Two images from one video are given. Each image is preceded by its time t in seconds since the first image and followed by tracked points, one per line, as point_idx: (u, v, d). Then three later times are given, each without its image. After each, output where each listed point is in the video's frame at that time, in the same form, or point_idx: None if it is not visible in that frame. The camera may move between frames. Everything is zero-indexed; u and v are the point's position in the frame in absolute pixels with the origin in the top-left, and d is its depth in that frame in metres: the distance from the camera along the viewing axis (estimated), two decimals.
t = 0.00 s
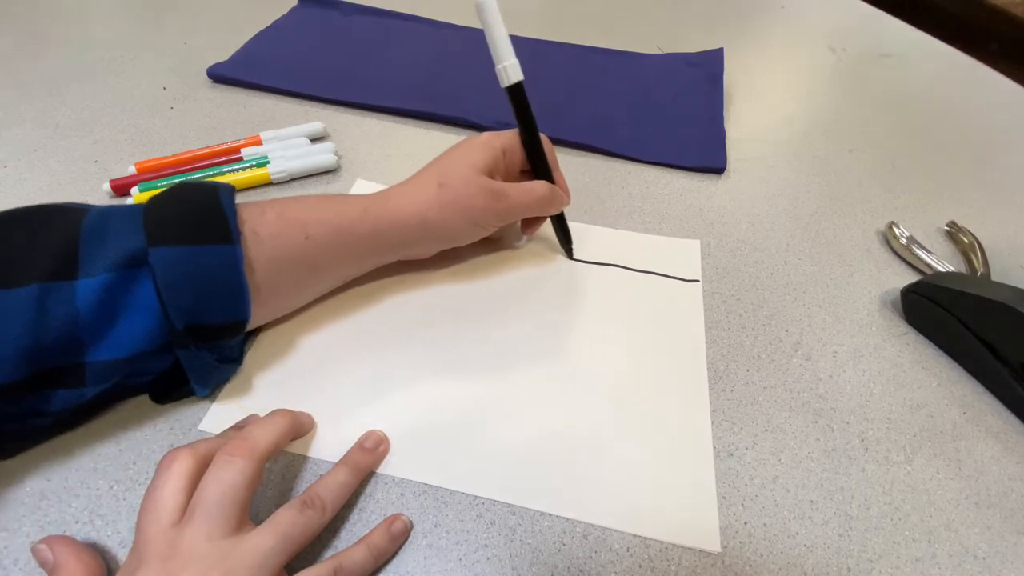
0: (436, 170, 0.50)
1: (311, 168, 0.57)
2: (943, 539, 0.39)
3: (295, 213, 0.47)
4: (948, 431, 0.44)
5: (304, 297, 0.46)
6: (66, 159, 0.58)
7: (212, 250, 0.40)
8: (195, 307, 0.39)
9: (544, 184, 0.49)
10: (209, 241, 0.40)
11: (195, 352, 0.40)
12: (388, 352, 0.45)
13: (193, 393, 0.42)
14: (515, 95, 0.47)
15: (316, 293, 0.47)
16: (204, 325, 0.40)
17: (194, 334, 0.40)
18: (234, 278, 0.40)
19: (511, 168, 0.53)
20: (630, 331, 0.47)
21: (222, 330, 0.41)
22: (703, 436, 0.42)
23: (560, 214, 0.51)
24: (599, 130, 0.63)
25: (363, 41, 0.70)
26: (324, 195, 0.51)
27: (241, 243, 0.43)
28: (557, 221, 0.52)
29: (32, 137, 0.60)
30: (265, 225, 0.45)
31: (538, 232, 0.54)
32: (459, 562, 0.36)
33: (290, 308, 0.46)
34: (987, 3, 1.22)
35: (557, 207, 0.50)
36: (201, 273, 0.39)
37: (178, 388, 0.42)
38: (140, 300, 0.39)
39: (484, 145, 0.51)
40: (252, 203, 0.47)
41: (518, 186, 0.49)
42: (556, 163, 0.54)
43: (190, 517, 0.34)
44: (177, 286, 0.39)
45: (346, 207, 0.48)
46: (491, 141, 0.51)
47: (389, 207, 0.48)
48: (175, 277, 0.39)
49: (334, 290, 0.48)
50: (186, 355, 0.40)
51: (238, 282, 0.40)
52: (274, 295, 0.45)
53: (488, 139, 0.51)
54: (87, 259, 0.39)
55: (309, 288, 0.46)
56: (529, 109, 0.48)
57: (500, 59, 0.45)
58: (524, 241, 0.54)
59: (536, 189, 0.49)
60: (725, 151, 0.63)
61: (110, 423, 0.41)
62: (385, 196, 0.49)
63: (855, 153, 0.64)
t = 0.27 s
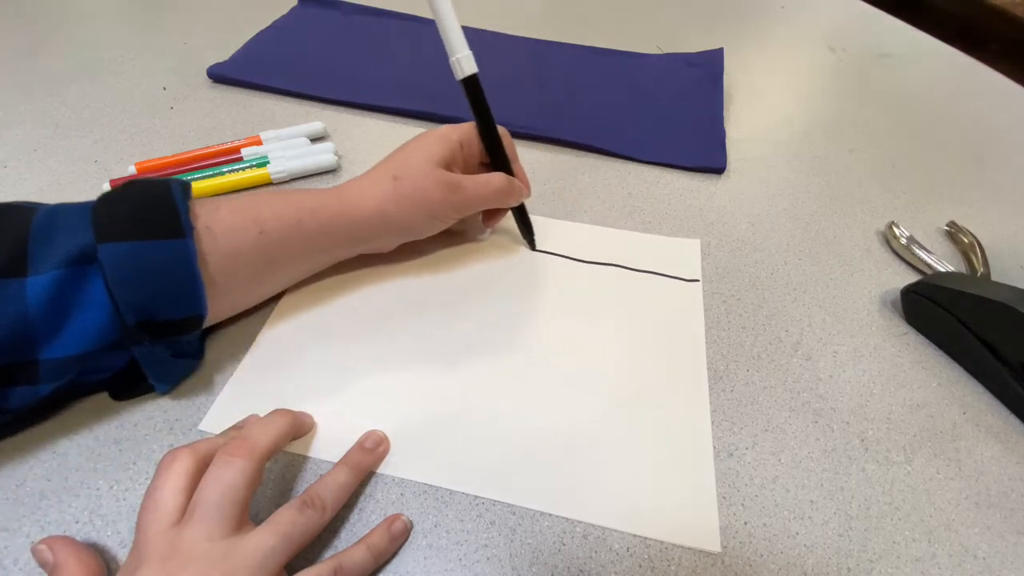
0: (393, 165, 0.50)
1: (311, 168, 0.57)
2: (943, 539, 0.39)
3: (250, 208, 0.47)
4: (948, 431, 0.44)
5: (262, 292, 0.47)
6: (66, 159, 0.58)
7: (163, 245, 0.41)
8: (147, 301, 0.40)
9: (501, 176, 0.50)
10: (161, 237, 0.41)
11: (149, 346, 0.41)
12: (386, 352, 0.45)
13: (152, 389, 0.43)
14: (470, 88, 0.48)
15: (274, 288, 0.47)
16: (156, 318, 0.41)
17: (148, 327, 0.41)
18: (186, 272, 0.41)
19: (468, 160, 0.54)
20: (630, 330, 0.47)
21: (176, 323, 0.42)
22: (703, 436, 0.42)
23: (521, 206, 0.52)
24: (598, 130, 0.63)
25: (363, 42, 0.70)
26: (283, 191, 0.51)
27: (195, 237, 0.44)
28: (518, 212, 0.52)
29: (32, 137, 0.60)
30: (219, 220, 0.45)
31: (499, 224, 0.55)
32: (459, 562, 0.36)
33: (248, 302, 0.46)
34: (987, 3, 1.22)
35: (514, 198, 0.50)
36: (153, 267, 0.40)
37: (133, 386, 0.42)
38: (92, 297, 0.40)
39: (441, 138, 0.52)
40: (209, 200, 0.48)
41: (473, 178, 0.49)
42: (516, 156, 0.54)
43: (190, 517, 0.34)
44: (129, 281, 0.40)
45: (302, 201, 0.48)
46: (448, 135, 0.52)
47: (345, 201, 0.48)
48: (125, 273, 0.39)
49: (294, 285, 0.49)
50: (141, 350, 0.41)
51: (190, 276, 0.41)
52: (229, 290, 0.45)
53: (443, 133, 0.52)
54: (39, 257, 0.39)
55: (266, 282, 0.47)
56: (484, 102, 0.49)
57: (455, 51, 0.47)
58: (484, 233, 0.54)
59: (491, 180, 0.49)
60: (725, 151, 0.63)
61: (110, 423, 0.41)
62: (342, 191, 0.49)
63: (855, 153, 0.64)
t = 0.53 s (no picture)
0: (347, 159, 0.50)
1: (311, 168, 0.57)
2: (943, 539, 0.39)
3: (201, 205, 0.47)
4: (948, 431, 0.44)
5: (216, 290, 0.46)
6: (65, 159, 0.58)
7: (113, 244, 0.41)
8: (96, 299, 0.40)
9: (458, 169, 0.50)
10: (109, 237, 0.41)
11: (101, 346, 0.41)
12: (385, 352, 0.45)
13: (107, 391, 0.42)
14: (424, 81, 0.48)
15: (230, 285, 0.47)
16: (107, 317, 0.41)
17: (99, 326, 0.41)
18: (138, 270, 0.42)
19: (424, 154, 0.54)
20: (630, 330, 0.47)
21: (128, 323, 0.42)
22: (703, 436, 0.42)
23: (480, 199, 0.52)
24: (598, 131, 0.63)
25: (363, 41, 0.70)
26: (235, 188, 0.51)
27: (143, 235, 0.43)
28: (478, 205, 0.52)
29: (32, 136, 0.60)
30: (170, 218, 0.45)
31: (460, 217, 0.55)
32: (459, 562, 0.36)
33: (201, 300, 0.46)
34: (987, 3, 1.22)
35: (471, 191, 0.51)
36: (104, 265, 0.40)
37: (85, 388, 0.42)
38: (40, 297, 0.39)
39: (396, 133, 0.52)
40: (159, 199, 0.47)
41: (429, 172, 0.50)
42: (474, 150, 0.55)
43: (190, 517, 0.34)
44: (80, 279, 0.40)
45: (254, 197, 0.48)
46: (403, 129, 0.52)
47: (300, 197, 0.48)
48: (73, 271, 0.39)
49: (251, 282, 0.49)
50: (93, 349, 0.41)
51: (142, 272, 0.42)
52: (182, 287, 0.44)
53: (397, 127, 0.52)
54: None
55: (219, 279, 0.46)
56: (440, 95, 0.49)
57: (409, 44, 0.47)
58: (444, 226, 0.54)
59: (447, 174, 0.50)
60: (725, 151, 0.63)
61: (110, 423, 0.41)
62: (296, 186, 0.49)
63: (855, 153, 0.64)
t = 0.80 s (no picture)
0: (309, 154, 0.50)
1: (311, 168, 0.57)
2: (943, 539, 0.39)
3: (160, 203, 0.46)
4: (948, 431, 0.44)
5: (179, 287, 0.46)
6: (65, 159, 0.58)
7: (71, 242, 0.41)
8: (54, 296, 0.40)
9: (422, 162, 0.50)
10: (66, 234, 0.41)
11: (61, 344, 0.41)
12: (384, 352, 0.45)
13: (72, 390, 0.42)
14: (386, 74, 0.49)
15: (194, 282, 0.47)
16: (66, 315, 0.41)
17: (59, 323, 0.40)
18: (96, 266, 0.41)
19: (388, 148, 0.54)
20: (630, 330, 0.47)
21: (89, 320, 0.42)
22: (703, 437, 0.42)
23: (447, 191, 0.53)
24: (598, 131, 0.63)
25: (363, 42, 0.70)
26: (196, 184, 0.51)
27: (100, 233, 0.43)
28: (444, 198, 0.53)
29: (31, 137, 0.60)
30: (128, 216, 0.45)
31: (426, 211, 0.55)
32: (459, 562, 0.36)
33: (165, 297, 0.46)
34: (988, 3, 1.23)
35: (436, 183, 0.51)
36: (61, 262, 0.40)
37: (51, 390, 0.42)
38: None
39: (359, 127, 0.52)
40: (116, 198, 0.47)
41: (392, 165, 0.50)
42: (439, 144, 0.55)
43: (190, 517, 0.34)
44: (37, 277, 0.39)
45: (214, 193, 0.48)
46: (365, 123, 0.53)
47: (262, 192, 0.48)
48: (30, 270, 0.39)
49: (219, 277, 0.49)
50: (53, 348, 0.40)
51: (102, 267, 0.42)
52: (144, 285, 0.44)
53: (360, 121, 0.52)
54: None
55: (183, 276, 0.46)
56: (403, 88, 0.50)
57: (369, 38, 0.49)
58: (410, 219, 0.55)
59: (411, 167, 0.50)
60: (725, 151, 0.63)
61: (110, 423, 0.41)
62: (257, 181, 0.49)
63: (854, 153, 0.64)
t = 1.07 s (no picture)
0: (270, 150, 0.50)
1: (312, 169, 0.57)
2: (943, 539, 0.39)
3: (116, 201, 0.45)
4: (948, 431, 0.44)
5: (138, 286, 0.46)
6: (64, 159, 0.58)
7: (26, 243, 0.39)
8: (10, 300, 0.38)
9: (385, 158, 0.51)
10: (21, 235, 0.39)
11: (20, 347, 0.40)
12: (382, 351, 0.45)
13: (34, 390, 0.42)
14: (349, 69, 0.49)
15: (156, 281, 0.47)
16: (24, 318, 0.39)
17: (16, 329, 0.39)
18: (53, 268, 0.40)
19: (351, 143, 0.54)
20: (630, 330, 0.47)
21: (48, 322, 0.40)
22: (703, 437, 0.42)
23: (413, 187, 0.53)
24: (598, 131, 0.63)
25: (363, 42, 0.70)
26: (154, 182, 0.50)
27: (57, 234, 0.42)
28: (412, 193, 0.53)
29: (31, 137, 0.60)
30: (83, 215, 0.44)
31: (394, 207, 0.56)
32: (459, 562, 0.36)
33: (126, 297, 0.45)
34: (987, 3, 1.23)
35: (401, 179, 0.52)
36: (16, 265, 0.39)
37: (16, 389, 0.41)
38: None
39: (322, 122, 0.52)
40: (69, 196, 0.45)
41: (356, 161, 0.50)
42: (404, 139, 0.56)
43: (190, 517, 0.34)
44: None
45: (173, 190, 0.47)
46: (328, 118, 0.52)
47: (222, 189, 0.48)
48: None
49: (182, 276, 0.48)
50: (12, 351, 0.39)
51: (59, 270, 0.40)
52: (104, 286, 0.43)
53: (322, 116, 0.52)
54: None
55: (143, 275, 0.45)
56: (366, 83, 0.50)
57: (329, 33, 0.48)
58: (376, 215, 0.55)
59: (374, 163, 0.50)
60: (725, 151, 0.63)
61: (110, 423, 0.41)
62: (217, 178, 0.49)
63: (854, 153, 0.64)
